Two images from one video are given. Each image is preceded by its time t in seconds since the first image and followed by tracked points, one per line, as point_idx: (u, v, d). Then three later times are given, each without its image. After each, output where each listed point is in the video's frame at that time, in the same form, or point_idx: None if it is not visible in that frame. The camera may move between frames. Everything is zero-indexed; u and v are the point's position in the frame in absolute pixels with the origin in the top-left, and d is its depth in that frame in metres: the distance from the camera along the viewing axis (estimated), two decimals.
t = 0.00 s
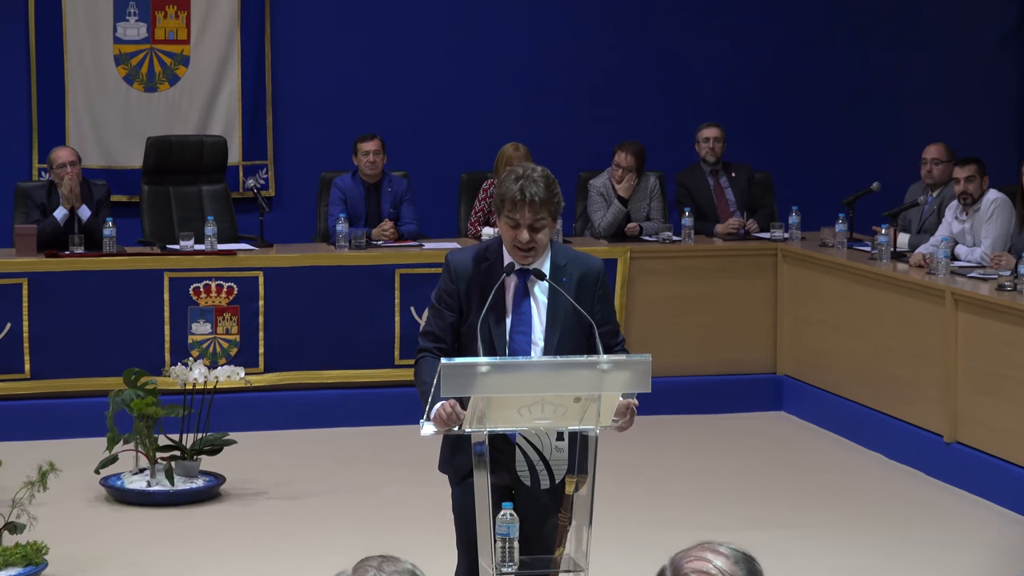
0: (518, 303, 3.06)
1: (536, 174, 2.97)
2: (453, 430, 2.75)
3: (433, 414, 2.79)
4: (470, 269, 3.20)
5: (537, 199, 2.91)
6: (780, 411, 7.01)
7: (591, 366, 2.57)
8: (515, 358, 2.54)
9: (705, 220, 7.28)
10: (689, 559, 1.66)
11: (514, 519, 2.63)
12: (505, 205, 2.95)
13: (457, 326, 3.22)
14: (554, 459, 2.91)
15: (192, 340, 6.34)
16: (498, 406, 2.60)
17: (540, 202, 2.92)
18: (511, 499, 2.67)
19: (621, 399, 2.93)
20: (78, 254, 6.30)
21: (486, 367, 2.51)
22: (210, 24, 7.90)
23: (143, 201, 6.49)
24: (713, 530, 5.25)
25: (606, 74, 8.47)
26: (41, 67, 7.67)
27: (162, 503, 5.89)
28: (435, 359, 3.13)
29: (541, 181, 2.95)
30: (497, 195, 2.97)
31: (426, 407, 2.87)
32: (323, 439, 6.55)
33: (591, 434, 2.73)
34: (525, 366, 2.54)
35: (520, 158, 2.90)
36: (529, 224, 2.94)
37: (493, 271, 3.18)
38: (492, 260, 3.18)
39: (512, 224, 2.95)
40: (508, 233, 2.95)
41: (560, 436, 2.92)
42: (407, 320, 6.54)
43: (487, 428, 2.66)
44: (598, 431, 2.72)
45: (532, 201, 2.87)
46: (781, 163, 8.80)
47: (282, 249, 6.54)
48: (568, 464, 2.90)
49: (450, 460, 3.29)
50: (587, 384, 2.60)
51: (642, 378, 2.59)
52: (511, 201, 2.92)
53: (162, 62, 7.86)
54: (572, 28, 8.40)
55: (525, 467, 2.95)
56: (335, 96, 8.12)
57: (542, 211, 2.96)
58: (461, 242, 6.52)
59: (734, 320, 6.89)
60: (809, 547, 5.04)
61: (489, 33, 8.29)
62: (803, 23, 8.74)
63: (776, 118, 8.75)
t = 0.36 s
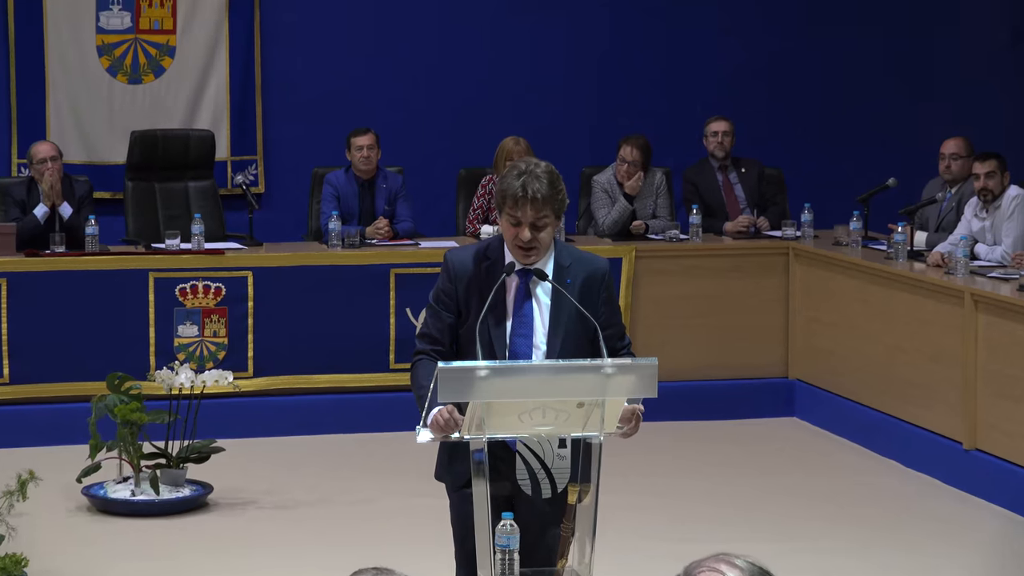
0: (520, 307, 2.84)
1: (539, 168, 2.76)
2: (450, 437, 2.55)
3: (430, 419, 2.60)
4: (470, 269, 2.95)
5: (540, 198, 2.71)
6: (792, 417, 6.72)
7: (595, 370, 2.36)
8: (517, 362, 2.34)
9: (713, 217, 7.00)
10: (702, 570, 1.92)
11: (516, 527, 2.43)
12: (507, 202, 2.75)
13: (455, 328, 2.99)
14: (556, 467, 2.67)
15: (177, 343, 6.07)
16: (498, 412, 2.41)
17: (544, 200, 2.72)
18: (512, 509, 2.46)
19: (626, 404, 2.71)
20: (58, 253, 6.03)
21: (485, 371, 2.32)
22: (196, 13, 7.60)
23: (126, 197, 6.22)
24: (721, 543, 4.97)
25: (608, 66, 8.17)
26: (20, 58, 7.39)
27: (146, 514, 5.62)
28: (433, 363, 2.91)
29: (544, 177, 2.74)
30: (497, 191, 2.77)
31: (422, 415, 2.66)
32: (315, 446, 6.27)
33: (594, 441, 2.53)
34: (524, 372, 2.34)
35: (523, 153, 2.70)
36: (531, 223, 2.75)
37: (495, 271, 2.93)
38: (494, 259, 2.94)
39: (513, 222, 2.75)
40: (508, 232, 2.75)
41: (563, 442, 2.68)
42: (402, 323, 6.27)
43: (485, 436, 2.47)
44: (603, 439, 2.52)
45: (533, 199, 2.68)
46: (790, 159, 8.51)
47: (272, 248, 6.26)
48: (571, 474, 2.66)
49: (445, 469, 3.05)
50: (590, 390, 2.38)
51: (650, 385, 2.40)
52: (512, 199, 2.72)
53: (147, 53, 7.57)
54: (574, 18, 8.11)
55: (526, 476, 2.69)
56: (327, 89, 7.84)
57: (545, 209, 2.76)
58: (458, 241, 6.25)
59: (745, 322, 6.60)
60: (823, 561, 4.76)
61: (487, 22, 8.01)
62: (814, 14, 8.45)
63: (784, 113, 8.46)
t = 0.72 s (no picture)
0: (520, 309, 2.70)
1: (536, 165, 2.61)
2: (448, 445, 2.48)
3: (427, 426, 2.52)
4: (466, 269, 2.82)
5: (541, 195, 2.55)
6: (805, 423, 6.45)
7: (597, 374, 2.30)
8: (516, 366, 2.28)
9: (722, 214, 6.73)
10: None
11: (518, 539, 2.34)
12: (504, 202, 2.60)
13: (452, 331, 2.85)
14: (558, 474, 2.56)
15: (163, 346, 5.81)
16: (497, 418, 2.35)
17: (543, 198, 2.56)
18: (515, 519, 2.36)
19: (631, 409, 2.59)
20: (38, 251, 5.77)
21: (484, 375, 2.26)
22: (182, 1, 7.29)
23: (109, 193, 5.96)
24: (732, 554, 4.70)
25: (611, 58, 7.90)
26: None
27: (128, 523, 5.35)
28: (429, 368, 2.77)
29: (542, 173, 2.59)
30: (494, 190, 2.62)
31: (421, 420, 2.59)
32: (306, 453, 6.00)
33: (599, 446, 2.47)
34: (524, 376, 2.28)
35: (520, 150, 2.54)
36: (532, 223, 2.59)
37: (492, 271, 2.80)
38: (490, 258, 2.81)
39: (512, 222, 2.59)
40: (509, 233, 2.59)
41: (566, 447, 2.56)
42: (397, 324, 6.01)
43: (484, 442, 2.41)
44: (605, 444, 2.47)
45: (533, 198, 2.52)
46: (799, 155, 8.23)
47: (263, 247, 6.00)
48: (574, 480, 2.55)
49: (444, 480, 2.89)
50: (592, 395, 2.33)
51: (653, 388, 2.34)
52: (511, 198, 2.56)
53: (131, 43, 7.27)
54: (575, 7, 7.84)
55: (526, 484, 2.71)
56: (320, 82, 7.55)
57: (546, 207, 2.61)
58: (456, 239, 5.98)
59: (755, 324, 6.33)
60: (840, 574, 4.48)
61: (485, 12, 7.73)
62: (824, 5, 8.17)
63: (792, 107, 8.18)
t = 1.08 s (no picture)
0: (521, 306, 2.56)
1: (536, 159, 2.45)
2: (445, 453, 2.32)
3: (423, 431, 2.37)
4: (462, 270, 2.66)
5: (541, 190, 2.39)
6: (818, 429, 6.17)
7: (603, 379, 2.15)
8: (516, 369, 2.14)
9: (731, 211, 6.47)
10: None
11: (516, 555, 2.31)
12: (503, 197, 2.44)
13: (448, 333, 2.69)
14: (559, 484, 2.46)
15: (147, 349, 5.55)
16: (496, 425, 2.20)
17: (544, 193, 2.40)
18: (513, 533, 2.30)
19: (636, 414, 2.41)
20: (16, 249, 5.52)
21: (482, 379, 2.11)
22: None
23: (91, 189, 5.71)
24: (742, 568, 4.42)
25: (614, 50, 7.63)
26: None
27: (109, 534, 5.09)
28: (424, 373, 2.62)
29: (542, 167, 2.43)
30: (491, 185, 2.46)
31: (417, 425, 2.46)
32: (297, 461, 5.74)
33: (603, 455, 2.31)
34: (526, 380, 2.13)
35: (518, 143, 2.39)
36: (532, 219, 2.43)
37: (489, 272, 2.64)
38: (488, 258, 2.65)
39: (511, 218, 2.44)
40: (507, 229, 2.44)
41: (568, 456, 2.46)
42: (392, 326, 5.75)
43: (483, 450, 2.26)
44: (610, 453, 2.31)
45: (533, 192, 2.36)
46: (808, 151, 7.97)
47: (251, 245, 5.74)
48: (576, 492, 2.45)
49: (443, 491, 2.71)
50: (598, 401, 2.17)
51: (661, 393, 2.18)
52: (509, 193, 2.41)
53: (114, 32, 7.01)
54: None
55: (526, 493, 2.49)
56: (310, 73, 7.29)
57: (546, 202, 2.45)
58: (454, 236, 5.72)
59: (766, 326, 6.06)
60: None
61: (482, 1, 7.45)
62: None
63: (802, 102, 7.91)
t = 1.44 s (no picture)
0: (523, 309, 2.45)
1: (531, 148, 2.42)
2: (442, 460, 2.23)
3: (420, 438, 2.28)
4: (458, 272, 2.56)
5: (547, 163, 2.35)
6: (833, 436, 5.91)
7: (607, 385, 2.04)
8: (516, 374, 2.03)
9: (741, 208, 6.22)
10: None
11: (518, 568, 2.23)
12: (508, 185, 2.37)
13: (444, 338, 2.59)
14: (562, 494, 2.40)
15: (130, 353, 5.30)
16: (495, 432, 2.09)
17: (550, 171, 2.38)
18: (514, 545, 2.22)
19: (642, 421, 2.29)
20: None
21: (480, 385, 2.01)
22: None
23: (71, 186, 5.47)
24: None
25: (615, 42, 7.38)
26: None
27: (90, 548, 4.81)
28: (419, 380, 2.53)
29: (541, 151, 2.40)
30: (490, 177, 2.38)
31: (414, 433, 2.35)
32: (287, 469, 5.49)
33: (607, 463, 2.23)
34: (527, 385, 2.02)
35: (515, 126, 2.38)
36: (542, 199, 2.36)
37: (488, 274, 2.54)
38: (486, 259, 2.55)
39: (522, 202, 2.35)
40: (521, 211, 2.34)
41: (570, 465, 2.40)
42: (386, 330, 5.50)
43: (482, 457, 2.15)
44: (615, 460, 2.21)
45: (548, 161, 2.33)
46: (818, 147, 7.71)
47: (240, 245, 5.49)
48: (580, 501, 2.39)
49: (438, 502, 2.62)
50: (602, 408, 2.06)
51: (668, 400, 2.07)
52: (516, 173, 2.34)
53: (95, 22, 6.75)
54: None
55: (527, 503, 2.42)
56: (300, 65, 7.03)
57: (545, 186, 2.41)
58: (450, 235, 5.48)
59: (778, 328, 5.81)
60: None
61: None
62: None
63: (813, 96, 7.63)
